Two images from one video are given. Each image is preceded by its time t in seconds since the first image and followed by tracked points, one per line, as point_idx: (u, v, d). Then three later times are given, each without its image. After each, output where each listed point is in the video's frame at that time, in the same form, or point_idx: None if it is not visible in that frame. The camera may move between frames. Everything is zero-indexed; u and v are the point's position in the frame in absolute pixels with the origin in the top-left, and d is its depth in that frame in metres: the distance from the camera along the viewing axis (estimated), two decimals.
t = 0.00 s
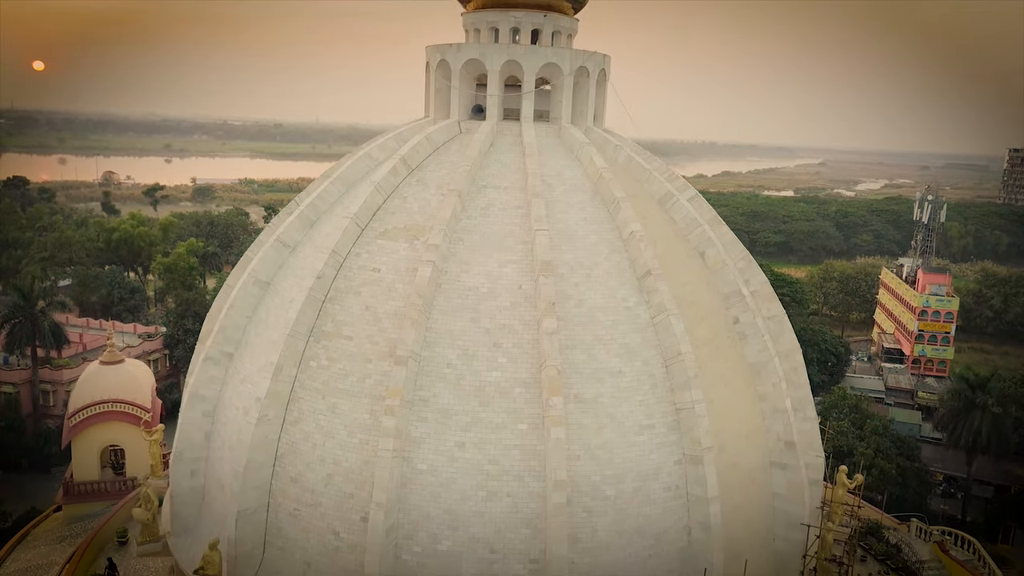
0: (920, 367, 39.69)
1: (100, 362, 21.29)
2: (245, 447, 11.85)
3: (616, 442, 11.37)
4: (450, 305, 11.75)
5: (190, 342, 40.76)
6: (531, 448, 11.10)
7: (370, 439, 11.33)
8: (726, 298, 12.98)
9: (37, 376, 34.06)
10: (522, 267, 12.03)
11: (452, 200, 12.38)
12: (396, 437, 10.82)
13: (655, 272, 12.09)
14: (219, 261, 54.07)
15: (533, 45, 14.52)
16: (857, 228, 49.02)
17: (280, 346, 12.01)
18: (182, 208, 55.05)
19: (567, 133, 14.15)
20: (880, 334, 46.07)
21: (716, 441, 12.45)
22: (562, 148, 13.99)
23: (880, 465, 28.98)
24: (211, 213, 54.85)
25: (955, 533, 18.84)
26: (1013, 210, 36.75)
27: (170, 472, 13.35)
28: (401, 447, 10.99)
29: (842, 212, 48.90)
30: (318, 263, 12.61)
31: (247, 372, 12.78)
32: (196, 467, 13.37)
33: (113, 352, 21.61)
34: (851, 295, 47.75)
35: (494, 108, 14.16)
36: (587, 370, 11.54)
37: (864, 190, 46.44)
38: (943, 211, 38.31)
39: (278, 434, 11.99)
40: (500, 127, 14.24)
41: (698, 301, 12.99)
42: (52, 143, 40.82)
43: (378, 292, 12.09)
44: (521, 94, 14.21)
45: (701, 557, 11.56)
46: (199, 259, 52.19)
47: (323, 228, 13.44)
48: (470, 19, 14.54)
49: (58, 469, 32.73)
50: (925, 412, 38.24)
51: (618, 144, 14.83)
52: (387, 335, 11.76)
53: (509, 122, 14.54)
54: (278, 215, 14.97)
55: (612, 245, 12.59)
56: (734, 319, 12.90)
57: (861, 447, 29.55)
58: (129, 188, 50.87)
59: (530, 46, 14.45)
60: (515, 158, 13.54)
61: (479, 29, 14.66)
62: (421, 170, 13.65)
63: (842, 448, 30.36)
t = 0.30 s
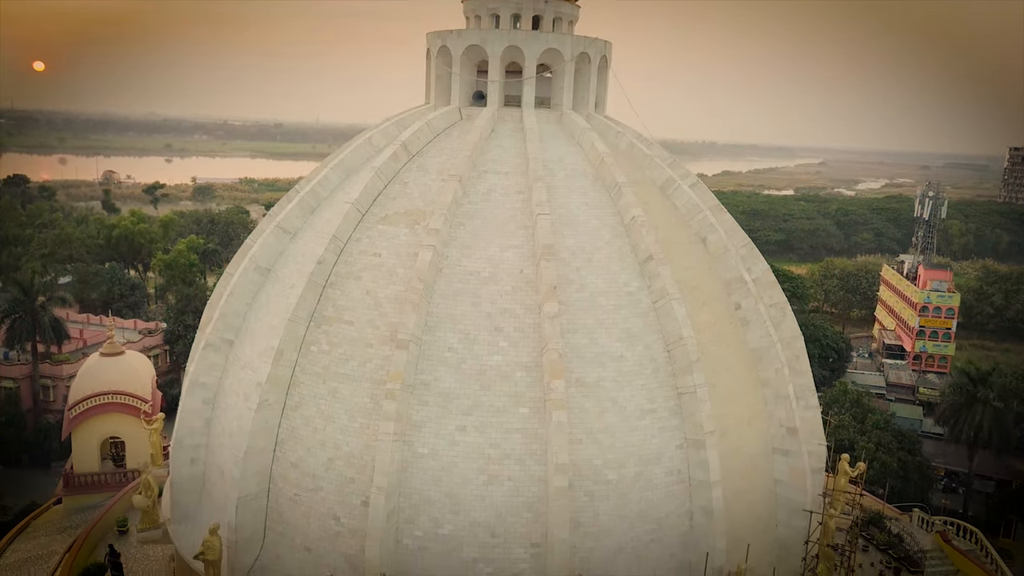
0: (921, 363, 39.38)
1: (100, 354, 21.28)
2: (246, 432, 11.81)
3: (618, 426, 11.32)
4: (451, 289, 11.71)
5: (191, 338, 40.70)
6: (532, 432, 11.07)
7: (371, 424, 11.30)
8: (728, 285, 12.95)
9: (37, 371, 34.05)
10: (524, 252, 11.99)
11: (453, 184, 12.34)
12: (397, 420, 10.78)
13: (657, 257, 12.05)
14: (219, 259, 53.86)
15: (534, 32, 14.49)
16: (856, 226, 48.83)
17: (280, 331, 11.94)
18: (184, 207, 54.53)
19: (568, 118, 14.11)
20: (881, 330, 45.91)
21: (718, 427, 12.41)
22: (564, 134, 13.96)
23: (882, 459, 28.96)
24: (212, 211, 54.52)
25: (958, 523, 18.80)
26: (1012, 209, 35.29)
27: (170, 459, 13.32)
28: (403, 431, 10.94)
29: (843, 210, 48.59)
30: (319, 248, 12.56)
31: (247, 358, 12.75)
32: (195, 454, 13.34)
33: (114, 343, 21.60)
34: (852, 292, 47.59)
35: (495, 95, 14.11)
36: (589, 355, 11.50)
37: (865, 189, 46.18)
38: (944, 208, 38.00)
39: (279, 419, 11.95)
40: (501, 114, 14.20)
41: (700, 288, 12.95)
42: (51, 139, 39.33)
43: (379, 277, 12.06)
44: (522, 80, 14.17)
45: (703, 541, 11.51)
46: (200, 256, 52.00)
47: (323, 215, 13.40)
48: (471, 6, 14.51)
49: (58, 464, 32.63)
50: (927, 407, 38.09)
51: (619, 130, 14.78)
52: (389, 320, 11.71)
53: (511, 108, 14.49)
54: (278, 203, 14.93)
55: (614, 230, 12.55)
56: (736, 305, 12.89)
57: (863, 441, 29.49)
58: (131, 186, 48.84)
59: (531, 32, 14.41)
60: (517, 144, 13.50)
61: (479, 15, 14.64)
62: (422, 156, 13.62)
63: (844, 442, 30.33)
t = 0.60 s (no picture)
0: (922, 360, 39.51)
1: (101, 347, 21.20)
2: (246, 419, 11.77)
3: (619, 412, 11.29)
4: (452, 276, 11.67)
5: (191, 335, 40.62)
6: (533, 418, 11.04)
7: (371, 410, 11.27)
8: (730, 273, 12.94)
9: (37, 367, 34.05)
10: (524, 239, 11.96)
11: (453, 171, 12.31)
12: (397, 407, 10.75)
13: (658, 244, 12.00)
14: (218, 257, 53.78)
15: (534, 20, 14.48)
16: (857, 226, 48.83)
17: (280, 318, 11.88)
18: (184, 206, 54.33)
19: (569, 107, 14.09)
20: (881, 327, 45.81)
21: (719, 415, 12.37)
22: (565, 123, 13.94)
23: (884, 454, 28.72)
24: (213, 211, 54.22)
25: (959, 516, 18.78)
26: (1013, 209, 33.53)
27: (169, 448, 13.26)
28: (403, 418, 10.91)
29: (844, 210, 48.55)
30: (319, 235, 12.53)
31: (247, 346, 12.72)
32: (195, 444, 13.28)
33: (114, 336, 21.54)
34: (853, 291, 47.49)
35: (496, 83, 14.08)
36: (590, 342, 11.46)
37: (866, 189, 46.24)
38: (943, 205, 38.43)
39: (280, 406, 11.92)
40: (501, 102, 14.17)
41: (702, 276, 12.91)
42: (50, 139, 37.82)
43: (380, 264, 12.03)
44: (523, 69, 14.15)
45: (704, 529, 11.47)
46: (200, 254, 51.94)
47: (324, 203, 13.38)
48: None
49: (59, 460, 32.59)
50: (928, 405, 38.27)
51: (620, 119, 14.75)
52: (390, 307, 11.68)
53: (511, 97, 14.46)
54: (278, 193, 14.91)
55: (615, 217, 12.52)
56: (737, 294, 12.88)
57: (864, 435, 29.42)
58: (131, 185, 48.19)
59: (532, 21, 14.40)
60: (517, 132, 13.48)
61: (481, 5, 14.61)
62: (423, 144, 13.60)
63: (845, 437, 30.08)
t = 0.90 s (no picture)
0: (923, 358, 39.18)
1: (101, 338, 21.18)
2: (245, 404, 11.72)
3: (620, 396, 11.24)
4: (452, 260, 11.63)
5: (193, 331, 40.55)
6: (533, 402, 10.99)
7: (372, 394, 11.23)
8: (731, 259, 12.93)
9: (37, 361, 34.05)
10: (525, 223, 11.92)
11: (454, 155, 12.25)
12: (397, 390, 10.70)
13: (659, 229, 11.95)
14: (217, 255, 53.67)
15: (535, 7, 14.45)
16: (858, 225, 48.72)
17: (279, 302, 11.81)
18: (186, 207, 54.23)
19: (571, 93, 14.06)
20: (881, 324, 45.72)
21: (721, 400, 12.31)
22: (566, 109, 13.91)
23: (885, 449, 28.77)
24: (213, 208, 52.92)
25: (961, 506, 18.73)
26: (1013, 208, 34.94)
27: (169, 435, 13.21)
28: (404, 401, 10.86)
29: (845, 209, 48.73)
30: (319, 221, 12.46)
31: (247, 332, 12.68)
32: (195, 430, 13.24)
33: (114, 328, 21.52)
34: (854, 288, 47.42)
35: (496, 69, 14.01)
36: (592, 326, 11.42)
37: (866, 188, 46.37)
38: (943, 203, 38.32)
39: (279, 391, 11.86)
40: (502, 89, 14.12)
41: (704, 261, 12.86)
42: (52, 141, 36.86)
43: (380, 248, 11.99)
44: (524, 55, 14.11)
45: (706, 513, 11.39)
46: (201, 250, 50.99)
47: (324, 189, 13.34)
48: None
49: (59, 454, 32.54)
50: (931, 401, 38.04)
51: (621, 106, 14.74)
52: (391, 291, 11.64)
53: (512, 84, 14.42)
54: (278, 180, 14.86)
55: (616, 202, 12.47)
56: (739, 280, 12.88)
57: (864, 429, 29.45)
58: (130, 184, 48.88)
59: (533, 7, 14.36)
60: (518, 118, 13.44)
61: None
62: (423, 130, 13.59)
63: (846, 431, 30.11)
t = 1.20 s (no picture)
0: (924, 354, 39.39)
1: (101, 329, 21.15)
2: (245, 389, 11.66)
3: (621, 380, 11.21)
4: (453, 244, 11.59)
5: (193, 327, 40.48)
6: (535, 385, 10.95)
7: (372, 378, 11.19)
8: (732, 246, 12.91)
9: (37, 356, 34.03)
10: (526, 207, 11.89)
11: (454, 140, 12.19)
12: (397, 373, 10.64)
13: (661, 213, 11.90)
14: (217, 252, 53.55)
15: None
16: (858, 223, 48.73)
17: (279, 287, 11.74)
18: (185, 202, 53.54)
19: (572, 79, 14.02)
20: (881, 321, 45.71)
21: (723, 386, 12.25)
22: (567, 95, 13.89)
23: (886, 443, 28.75)
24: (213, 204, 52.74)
25: (963, 497, 18.69)
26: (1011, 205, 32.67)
27: (169, 422, 13.18)
28: (404, 384, 10.81)
29: (845, 207, 48.62)
30: (319, 206, 12.40)
31: (247, 317, 12.65)
32: (195, 417, 13.20)
33: (114, 319, 21.50)
34: (854, 286, 47.44)
35: (497, 55, 13.94)
36: (593, 311, 11.38)
37: (866, 189, 46.17)
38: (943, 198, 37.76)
39: (279, 376, 11.81)
40: (503, 75, 14.06)
41: (704, 247, 12.81)
42: (52, 138, 36.53)
43: (381, 232, 11.95)
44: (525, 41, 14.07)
45: (708, 498, 11.32)
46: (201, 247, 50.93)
47: (324, 175, 13.30)
48: None
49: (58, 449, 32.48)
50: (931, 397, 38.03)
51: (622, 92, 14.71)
52: (392, 274, 11.60)
53: (513, 70, 14.37)
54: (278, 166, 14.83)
55: (617, 187, 12.45)
56: (740, 266, 12.87)
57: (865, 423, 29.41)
58: (130, 183, 47.29)
59: None
60: (519, 104, 13.39)
61: None
62: (423, 116, 13.54)
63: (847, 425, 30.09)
